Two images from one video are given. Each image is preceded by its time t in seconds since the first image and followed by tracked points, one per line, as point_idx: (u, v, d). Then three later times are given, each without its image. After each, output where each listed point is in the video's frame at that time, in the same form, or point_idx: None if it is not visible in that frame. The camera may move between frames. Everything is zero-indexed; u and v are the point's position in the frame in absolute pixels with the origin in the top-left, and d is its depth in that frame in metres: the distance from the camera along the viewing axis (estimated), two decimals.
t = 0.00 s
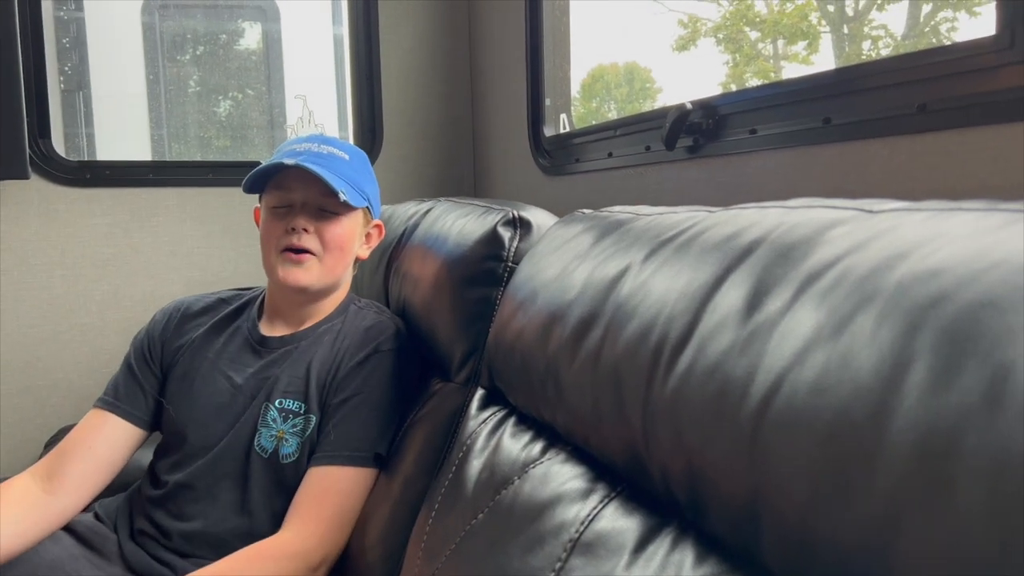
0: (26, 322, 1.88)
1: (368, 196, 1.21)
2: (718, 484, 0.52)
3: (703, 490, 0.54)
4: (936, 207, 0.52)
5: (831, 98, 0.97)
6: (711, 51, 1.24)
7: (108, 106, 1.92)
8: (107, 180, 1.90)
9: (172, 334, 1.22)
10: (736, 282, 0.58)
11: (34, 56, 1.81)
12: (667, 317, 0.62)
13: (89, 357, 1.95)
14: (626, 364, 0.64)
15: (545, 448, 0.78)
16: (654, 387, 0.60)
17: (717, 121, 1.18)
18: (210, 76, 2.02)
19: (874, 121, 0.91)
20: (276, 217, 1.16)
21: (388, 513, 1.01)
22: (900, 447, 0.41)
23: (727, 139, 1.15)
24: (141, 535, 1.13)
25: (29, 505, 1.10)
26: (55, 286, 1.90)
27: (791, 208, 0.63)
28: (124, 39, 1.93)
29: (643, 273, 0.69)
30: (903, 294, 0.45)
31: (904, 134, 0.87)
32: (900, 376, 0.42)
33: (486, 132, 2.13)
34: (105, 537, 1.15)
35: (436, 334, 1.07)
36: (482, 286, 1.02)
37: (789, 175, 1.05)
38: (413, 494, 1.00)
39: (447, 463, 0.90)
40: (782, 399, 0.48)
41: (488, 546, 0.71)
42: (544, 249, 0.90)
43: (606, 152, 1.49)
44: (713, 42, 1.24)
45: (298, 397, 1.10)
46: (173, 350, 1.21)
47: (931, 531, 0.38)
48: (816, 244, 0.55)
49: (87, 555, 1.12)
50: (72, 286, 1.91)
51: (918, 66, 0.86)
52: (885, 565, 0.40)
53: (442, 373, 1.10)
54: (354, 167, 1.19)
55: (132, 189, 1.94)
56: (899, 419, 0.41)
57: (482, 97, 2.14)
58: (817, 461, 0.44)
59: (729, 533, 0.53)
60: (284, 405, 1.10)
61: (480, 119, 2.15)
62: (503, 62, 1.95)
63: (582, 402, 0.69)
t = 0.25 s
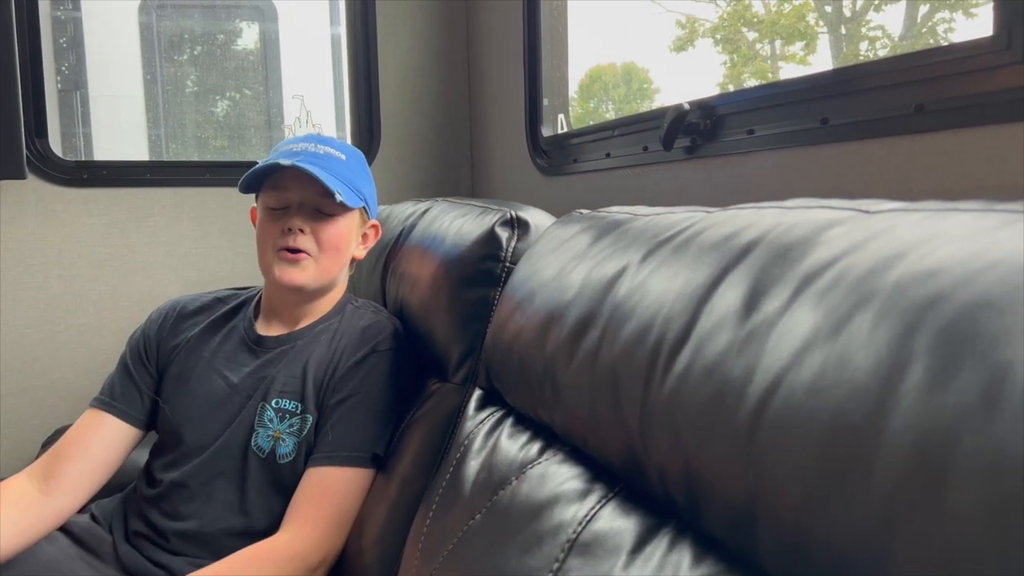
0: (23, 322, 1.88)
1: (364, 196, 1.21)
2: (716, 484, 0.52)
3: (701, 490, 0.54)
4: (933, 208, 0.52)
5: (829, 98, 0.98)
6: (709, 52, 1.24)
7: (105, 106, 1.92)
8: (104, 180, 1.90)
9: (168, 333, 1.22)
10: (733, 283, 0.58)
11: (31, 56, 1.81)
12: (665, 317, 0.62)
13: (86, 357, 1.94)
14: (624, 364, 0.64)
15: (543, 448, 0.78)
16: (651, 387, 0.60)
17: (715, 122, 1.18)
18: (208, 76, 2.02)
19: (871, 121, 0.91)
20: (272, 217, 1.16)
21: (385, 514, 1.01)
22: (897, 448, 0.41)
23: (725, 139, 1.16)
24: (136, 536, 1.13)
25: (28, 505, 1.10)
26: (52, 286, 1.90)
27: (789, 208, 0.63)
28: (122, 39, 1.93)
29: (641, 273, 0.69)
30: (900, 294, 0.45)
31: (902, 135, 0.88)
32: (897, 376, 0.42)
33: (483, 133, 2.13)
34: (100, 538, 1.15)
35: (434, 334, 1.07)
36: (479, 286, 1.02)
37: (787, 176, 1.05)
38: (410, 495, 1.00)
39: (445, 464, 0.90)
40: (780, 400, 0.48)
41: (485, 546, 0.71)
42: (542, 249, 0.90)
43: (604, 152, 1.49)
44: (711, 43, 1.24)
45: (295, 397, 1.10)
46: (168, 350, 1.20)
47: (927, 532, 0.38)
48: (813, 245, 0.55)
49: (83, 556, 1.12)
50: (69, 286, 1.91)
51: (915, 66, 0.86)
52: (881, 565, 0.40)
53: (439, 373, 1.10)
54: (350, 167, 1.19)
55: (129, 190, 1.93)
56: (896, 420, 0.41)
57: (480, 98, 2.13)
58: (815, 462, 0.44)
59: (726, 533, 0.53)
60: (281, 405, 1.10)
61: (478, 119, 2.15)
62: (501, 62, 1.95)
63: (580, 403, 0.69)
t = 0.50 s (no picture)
0: (21, 322, 1.88)
1: (364, 194, 1.21)
2: (714, 484, 0.52)
3: (699, 491, 0.54)
4: (932, 208, 0.52)
5: (828, 98, 0.97)
6: (708, 51, 1.24)
7: (103, 106, 1.92)
8: (102, 180, 1.90)
9: (167, 337, 1.23)
10: (732, 282, 0.58)
11: (29, 55, 1.81)
12: (664, 317, 0.62)
13: (85, 357, 1.94)
14: (622, 364, 0.64)
15: (542, 448, 0.78)
16: (650, 387, 0.59)
17: (714, 121, 1.18)
18: (207, 76, 2.02)
19: (870, 121, 0.91)
20: (271, 214, 1.16)
21: (384, 514, 1.00)
22: (896, 448, 0.41)
23: (724, 139, 1.15)
24: (132, 537, 1.12)
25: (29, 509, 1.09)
26: (51, 286, 1.89)
27: (787, 208, 0.63)
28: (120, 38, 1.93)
29: (640, 273, 0.69)
30: (900, 294, 0.45)
31: (900, 135, 0.87)
32: (896, 376, 0.42)
33: (482, 132, 2.13)
34: (97, 539, 1.15)
35: (433, 334, 1.07)
36: (478, 286, 1.01)
37: (786, 175, 1.05)
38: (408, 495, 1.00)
39: (444, 464, 0.89)
40: (779, 400, 0.48)
41: (484, 546, 0.71)
42: (541, 249, 0.90)
43: (603, 152, 1.49)
44: (710, 42, 1.24)
45: (293, 398, 1.10)
46: (168, 353, 1.21)
47: (926, 532, 0.38)
48: (812, 244, 0.55)
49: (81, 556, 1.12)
50: (67, 286, 1.91)
51: (914, 66, 0.86)
52: (880, 566, 0.40)
53: (438, 373, 1.10)
54: (350, 165, 1.19)
55: (128, 189, 1.93)
56: (895, 419, 0.41)
57: (479, 97, 2.13)
58: (814, 462, 0.44)
59: (725, 533, 0.53)
60: (280, 406, 1.10)
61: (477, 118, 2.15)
62: (500, 62, 1.95)
63: (578, 403, 0.69)
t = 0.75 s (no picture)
0: (22, 321, 1.88)
1: (362, 194, 1.21)
2: (715, 483, 0.52)
3: (700, 490, 0.54)
4: (933, 206, 0.52)
5: (828, 97, 0.97)
6: (708, 50, 1.24)
7: (104, 105, 1.92)
8: (103, 179, 1.90)
9: (167, 345, 1.23)
10: (733, 281, 0.58)
11: (30, 55, 1.81)
12: (664, 316, 0.62)
13: (85, 356, 1.94)
14: (623, 363, 0.64)
15: (542, 447, 0.78)
16: (651, 386, 0.59)
17: (714, 121, 1.17)
18: (207, 75, 2.02)
19: (871, 120, 0.91)
20: (270, 216, 1.16)
21: (384, 513, 1.00)
22: (897, 447, 0.41)
23: (724, 138, 1.15)
24: (135, 536, 1.13)
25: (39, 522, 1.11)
26: (51, 285, 1.89)
27: (788, 207, 0.63)
28: (121, 37, 1.92)
29: (640, 272, 0.69)
30: (901, 293, 0.45)
31: (901, 134, 0.87)
32: (897, 375, 0.42)
33: (483, 131, 2.13)
34: (98, 537, 1.15)
35: (434, 333, 1.07)
36: (478, 286, 1.01)
37: (787, 174, 1.05)
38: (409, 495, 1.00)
39: (444, 463, 0.89)
40: (779, 399, 0.48)
41: (485, 545, 0.71)
42: (541, 248, 0.90)
43: (603, 151, 1.49)
44: (710, 42, 1.23)
45: (292, 401, 1.10)
46: (168, 361, 1.21)
47: (927, 531, 0.38)
48: (813, 243, 0.55)
49: (82, 556, 1.12)
50: (67, 285, 1.91)
51: (914, 65, 0.86)
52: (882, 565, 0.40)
53: (439, 373, 1.10)
54: (348, 166, 1.19)
55: (128, 189, 1.93)
56: (896, 418, 0.41)
57: (479, 96, 2.13)
58: (815, 461, 0.44)
59: (726, 532, 0.53)
60: (279, 409, 1.09)
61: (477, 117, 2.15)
62: (500, 61, 1.95)
63: (579, 403, 0.69)
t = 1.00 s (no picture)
0: (24, 320, 1.88)
1: (353, 194, 1.20)
2: (718, 482, 0.52)
3: (702, 489, 0.54)
4: (935, 205, 0.52)
5: (830, 96, 0.97)
6: (710, 49, 1.24)
7: (106, 104, 1.92)
8: (105, 178, 1.90)
9: (172, 347, 1.23)
10: (734, 280, 0.58)
11: (32, 54, 1.81)
12: (666, 315, 0.62)
13: (88, 355, 1.95)
14: (624, 362, 0.64)
15: (544, 446, 0.78)
16: (653, 385, 0.59)
17: (716, 119, 1.17)
18: (209, 74, 2.02)
19: (873, 118, 0.90)
20: (259, 222, 1.15)
21: (385, 513, 1.00)
22: (900, 446, 0.40)
23: (726, 137, 1.15)
24: (141, 530, 1.13)
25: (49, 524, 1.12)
26: (53, 284, 1.90)
27: (790, 205, 0.63)
28: (122, 37, 1.93)
29: (642, 270, 0.68)
30: (903, 291, 0.45)
31: (903, 132, 0.87)
32: (900, 374, 0.42)
33: (485, 130, 2.13)
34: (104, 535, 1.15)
35: (434, 332, 1.07)
36: (479, 285, 1.01)
37: (788, 173, 1.04)
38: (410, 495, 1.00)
39: (446, 462, 0.89)
40: (781, 398, 0.48)
41: (486, 545, 0.71)
42: (543, 247, 0.90)
43: (605, 150, 1.49)
44: (712, 40, 1.23)
45: (291, 406, 1.10)
46: (173, 362, 1.21)
47: (929, 531, 0.38)
48: (815, 241, 0.55)
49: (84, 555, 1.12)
50: (69, 284, 1.91)
51: (916, 63, 0.86)
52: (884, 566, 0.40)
53: (440, 372, 1.09)
54: (336, 167, 1.19)
55: (130, 188, 1.93)
56: (898, 417, 0.41)
57: (481, 95, 2.13)
58: (817, 460, 0.44)
59: (728, 531, 0.53)
60: (277, 415, 1.09)
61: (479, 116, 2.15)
62: (502, 60, 1.94)
63: (580, 402, 0.69)
